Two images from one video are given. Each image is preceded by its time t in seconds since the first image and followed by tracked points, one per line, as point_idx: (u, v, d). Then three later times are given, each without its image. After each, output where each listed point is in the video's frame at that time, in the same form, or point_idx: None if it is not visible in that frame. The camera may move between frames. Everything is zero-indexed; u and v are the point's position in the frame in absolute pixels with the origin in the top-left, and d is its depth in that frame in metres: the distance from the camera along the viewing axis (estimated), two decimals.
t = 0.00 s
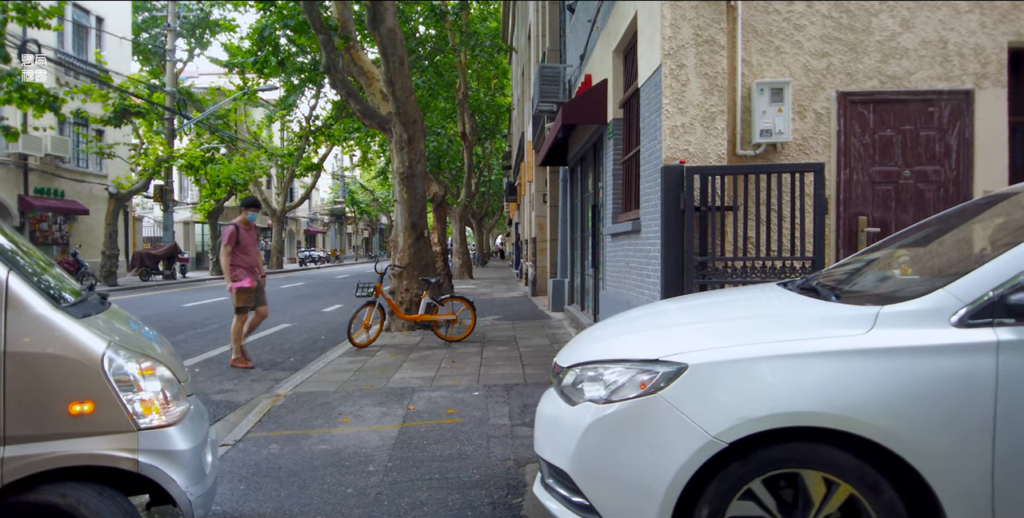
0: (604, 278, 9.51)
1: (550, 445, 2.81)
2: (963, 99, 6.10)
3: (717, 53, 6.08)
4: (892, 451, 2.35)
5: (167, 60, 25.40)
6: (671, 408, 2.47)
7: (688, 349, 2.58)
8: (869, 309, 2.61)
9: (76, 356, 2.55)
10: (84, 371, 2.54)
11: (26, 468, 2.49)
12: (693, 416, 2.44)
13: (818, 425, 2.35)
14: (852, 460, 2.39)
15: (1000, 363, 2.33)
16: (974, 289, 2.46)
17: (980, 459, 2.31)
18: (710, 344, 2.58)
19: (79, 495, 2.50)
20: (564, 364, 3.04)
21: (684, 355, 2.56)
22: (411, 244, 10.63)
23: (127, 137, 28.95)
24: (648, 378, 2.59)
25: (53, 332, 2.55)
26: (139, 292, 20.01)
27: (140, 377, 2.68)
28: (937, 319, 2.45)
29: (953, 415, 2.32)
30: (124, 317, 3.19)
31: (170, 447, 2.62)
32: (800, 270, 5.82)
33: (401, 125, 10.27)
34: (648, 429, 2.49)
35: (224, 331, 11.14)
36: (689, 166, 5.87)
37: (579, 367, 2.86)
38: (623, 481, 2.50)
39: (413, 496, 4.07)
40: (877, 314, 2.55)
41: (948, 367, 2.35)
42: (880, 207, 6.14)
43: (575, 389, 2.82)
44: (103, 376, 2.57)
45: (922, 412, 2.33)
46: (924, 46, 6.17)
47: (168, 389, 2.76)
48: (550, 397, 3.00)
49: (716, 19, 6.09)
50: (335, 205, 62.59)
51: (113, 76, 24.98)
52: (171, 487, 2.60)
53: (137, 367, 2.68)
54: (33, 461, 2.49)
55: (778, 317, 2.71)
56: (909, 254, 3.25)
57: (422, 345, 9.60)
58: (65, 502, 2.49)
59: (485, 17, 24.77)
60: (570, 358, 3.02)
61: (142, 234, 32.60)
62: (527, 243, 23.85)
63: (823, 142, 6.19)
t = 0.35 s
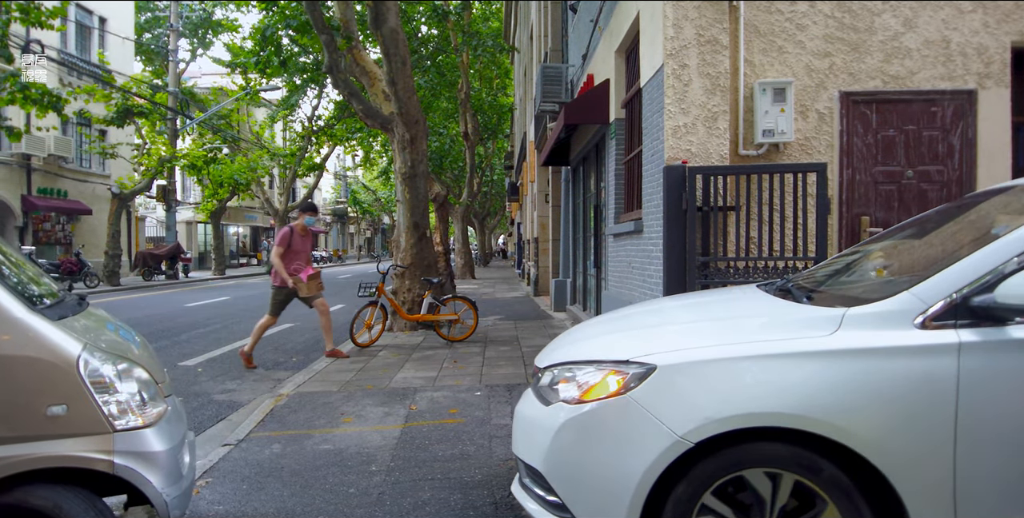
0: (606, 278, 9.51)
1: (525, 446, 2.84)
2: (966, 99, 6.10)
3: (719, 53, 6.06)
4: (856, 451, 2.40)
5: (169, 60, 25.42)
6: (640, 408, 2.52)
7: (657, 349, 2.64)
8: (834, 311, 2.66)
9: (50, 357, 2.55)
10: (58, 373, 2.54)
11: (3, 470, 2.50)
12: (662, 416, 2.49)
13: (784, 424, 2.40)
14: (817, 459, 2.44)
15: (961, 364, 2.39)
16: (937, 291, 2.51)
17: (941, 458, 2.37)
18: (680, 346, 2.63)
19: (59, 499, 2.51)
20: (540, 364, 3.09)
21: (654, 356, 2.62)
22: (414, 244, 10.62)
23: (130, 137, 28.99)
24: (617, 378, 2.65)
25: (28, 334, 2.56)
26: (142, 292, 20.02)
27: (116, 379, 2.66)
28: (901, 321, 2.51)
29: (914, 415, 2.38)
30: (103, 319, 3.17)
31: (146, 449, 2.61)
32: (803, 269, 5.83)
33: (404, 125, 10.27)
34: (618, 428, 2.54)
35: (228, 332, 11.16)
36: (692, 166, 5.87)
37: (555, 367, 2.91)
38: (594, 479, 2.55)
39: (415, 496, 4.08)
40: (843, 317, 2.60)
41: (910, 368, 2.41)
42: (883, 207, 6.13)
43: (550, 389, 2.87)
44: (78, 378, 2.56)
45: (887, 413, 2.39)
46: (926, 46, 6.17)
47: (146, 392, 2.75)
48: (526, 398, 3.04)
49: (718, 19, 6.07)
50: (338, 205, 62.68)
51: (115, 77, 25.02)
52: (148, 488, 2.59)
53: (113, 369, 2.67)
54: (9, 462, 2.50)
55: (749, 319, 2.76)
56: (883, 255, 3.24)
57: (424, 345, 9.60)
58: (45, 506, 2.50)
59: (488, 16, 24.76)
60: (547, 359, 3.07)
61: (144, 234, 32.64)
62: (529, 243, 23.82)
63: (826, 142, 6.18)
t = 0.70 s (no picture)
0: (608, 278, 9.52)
1: (496, 446, 2.86)
2: (968, 99, 6.09)
3: (721, 53, 6.07)
4: (811, 451, 2.41)
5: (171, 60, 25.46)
6: (601, 408, 2.54)
7: (620, 350, 2.66)
8: (794, 312, 2.66)
9: (14, 359, 2.55)
10: (21, 375, 2.55)
11: None
12: (622, 416, 2.50)
13: (738, 424, 2.40)
14: (774, 459, 2.44)
15: (915, 365, 2.40)
16: (893, 294, 2.51)
17: (896, 457, 2.38)
18: (643, 346, 2.65)
19: (23, 502, 2.53)
20: (513, 363, 3.12)
21: (617, 356, 2.64)
22: (415, 244, 10.62)
23: (132, 137, 29.05)
24: (583, 378, 2.67)
25: None
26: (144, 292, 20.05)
27: (82, 382, 2.66)
28: (857, 323, 2.51)
29: (869, 415, 2.38)
30: (69, 322, 3.13)
31: (110, 451, 2.61)
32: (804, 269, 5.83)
33: (406, 125, 10.28)
34: (579, 427, 2.56)
35: (229, 332, 11.17)
36: (693, 166, 5.86)
37: (525, 367, 2.95)
38: (557, 477, 2.58)
39: (417, 496, 4.08)
40: (802, 318, 2.61)
41: (866, 368, 2.41)
42: (885, 207, 6.12)
43: (519, 389, 2.90)
44: (43, 380, 2.57)
45: (842, 413, 2.39)
46: (928, 46, 6.16)
47: (113, 393, 2.75)
48: (498, 397, 3.07)
49: (720, 19, 6.07)
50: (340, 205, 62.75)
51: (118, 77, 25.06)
52: (112, 490, 2.59)
53: (78, 371, 2.67)
54: None
55: (712, 320, 2.77)
56: (871, 247, 3.19)
57: (426, 345, 9.61)
58: (10, 508, 2.51)
59: (489, 16, 24.78)
60: (518, 359, 3.10)
61: (146, 235, 32.69)
62: (531, 242, 23.83)
63: (827, 142, 6.18)
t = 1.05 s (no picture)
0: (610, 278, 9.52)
1: (460, 446, 2.88)
2: (972, 100, 6.07)
3: (723, 53, 6.07)
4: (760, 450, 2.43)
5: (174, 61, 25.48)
6: (559, 408, 2.57)
7: (577, 352, 2.70)
8: (744, 315, 2.71)
9: None
10: None
11: None
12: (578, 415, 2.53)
13: (689, 424, 2.43)
14: (721, 460, 2.46)
15: (860, 366, 2.44)
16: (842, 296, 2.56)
17: (840, 457, 2.40)
18: (600, 348, 2.69)
19: None
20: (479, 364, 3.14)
21: (573, 358, 2.68)
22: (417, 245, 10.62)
23: (135, 137, 29.08)
24: (542, 380, 2.70)
25: None
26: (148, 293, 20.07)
27: (46, 384, 2.68)
28: (807, 325, 2.55)
29: (813, 415, 2.41)
30: (35, 322, 3.08)
31: (73, 453, 2.62)
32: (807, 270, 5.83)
33: (408, 126, 10.28)
34: (536, 427, 2.59)
35: (231, 332, 11.19)
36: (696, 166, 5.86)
37: (490, 367, 2.97)
38: (515, 476, 2.60)
39: (419, 496, 4.08)
40: (753, 320, 2.65)
41: (810, 369, 2.45)
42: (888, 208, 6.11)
43: (483, 389, 2.92)
44: (7, 382, 2.58)
45: (790, 412, 2.42)
46: (931, 46, 6.14)
47: (78, 396, 2.77)
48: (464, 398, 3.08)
49: (723, 20, 6.07)
50: (341, 206, 62.78)
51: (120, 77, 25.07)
52: (76, 491, 2.61)
53: (42, 374, 2.69)
54: None
55: (669, 322, 2.81)
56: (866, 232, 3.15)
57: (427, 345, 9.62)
58: None
59: (491, 17, 24.78)
60: (485, 359, 3.12)
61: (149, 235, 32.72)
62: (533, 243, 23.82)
63: (830, 142, 6.17)
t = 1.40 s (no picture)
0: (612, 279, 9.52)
1: (430, 447, 2.90)
2: (975, 100, 6.07)
3: (727, 54, 6.06)
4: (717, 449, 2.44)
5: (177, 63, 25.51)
6: (518, 408, 2.59)
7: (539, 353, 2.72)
8: (705, 316, 2.71)
9: None
10: None
11: None
12: (537, 415, 2.54)
13: (643, 424, 2.44)
14: (677, 459, 2.46)
15: (814, 366, 2.43)
16: (797, 298, 2.57)
17: (797, 456, 2.40)
18: (560, 349, 2.70)
19: None
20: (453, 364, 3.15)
21: (535, 358, 2.69)
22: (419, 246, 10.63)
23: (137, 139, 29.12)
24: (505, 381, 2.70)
25: None
26: (150, 294, 20.08)
27: (16, 387, 2.69)
28: (762, 326, 2.55)
29: (769, 413, 2.42)
30: (6, 326, 3.09)
31: (44, 454, 2.62)
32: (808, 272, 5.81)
33: (410, 127, 10.28)
34: (497, 426, 2.61)
35: (233, 333, 11.20)
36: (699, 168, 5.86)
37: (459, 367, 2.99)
38: (478, 477, 2.61)
39: (421, 497, 4.08)
40: (711, 321, 2.65)
41: (764, 369, 2.45)
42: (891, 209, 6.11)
43: (452, 389, 2.94)
44: None
45: (745, 413, 2.42)
46: (935, 47, 6.13)
47: (49, 399, 2.78)
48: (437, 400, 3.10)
49: (726, 20, 6.06)
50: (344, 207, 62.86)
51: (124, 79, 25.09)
52: (47, 493, 2.60)
53: (12, 377, 2.69)
54: None
55: (632, 324, 2.82)
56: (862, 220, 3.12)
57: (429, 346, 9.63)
58: None
59: (493, 18, 24.80)
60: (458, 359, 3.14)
61: (151, 236, 32.75)
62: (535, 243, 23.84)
63: (833, 143, 6.16)
